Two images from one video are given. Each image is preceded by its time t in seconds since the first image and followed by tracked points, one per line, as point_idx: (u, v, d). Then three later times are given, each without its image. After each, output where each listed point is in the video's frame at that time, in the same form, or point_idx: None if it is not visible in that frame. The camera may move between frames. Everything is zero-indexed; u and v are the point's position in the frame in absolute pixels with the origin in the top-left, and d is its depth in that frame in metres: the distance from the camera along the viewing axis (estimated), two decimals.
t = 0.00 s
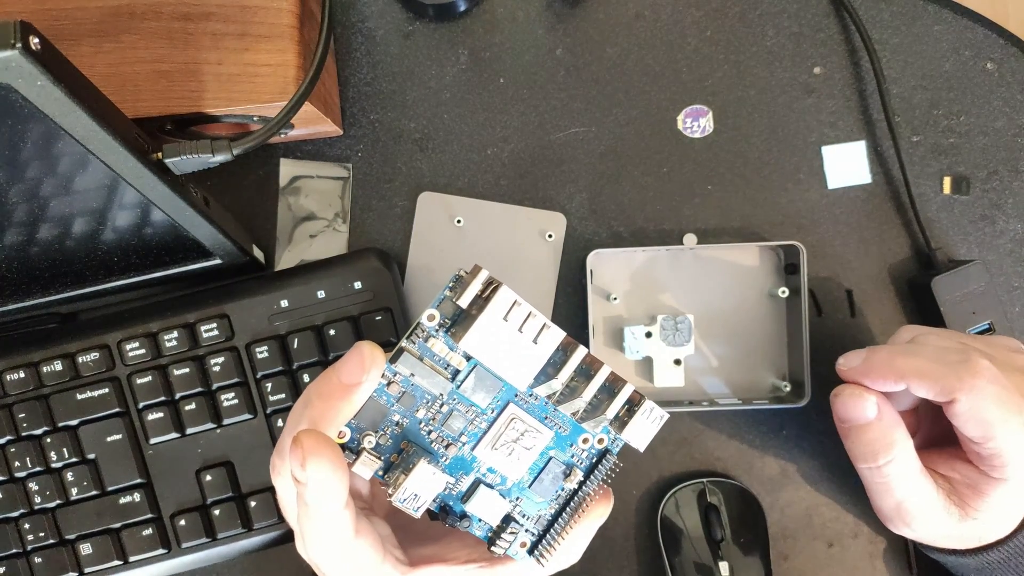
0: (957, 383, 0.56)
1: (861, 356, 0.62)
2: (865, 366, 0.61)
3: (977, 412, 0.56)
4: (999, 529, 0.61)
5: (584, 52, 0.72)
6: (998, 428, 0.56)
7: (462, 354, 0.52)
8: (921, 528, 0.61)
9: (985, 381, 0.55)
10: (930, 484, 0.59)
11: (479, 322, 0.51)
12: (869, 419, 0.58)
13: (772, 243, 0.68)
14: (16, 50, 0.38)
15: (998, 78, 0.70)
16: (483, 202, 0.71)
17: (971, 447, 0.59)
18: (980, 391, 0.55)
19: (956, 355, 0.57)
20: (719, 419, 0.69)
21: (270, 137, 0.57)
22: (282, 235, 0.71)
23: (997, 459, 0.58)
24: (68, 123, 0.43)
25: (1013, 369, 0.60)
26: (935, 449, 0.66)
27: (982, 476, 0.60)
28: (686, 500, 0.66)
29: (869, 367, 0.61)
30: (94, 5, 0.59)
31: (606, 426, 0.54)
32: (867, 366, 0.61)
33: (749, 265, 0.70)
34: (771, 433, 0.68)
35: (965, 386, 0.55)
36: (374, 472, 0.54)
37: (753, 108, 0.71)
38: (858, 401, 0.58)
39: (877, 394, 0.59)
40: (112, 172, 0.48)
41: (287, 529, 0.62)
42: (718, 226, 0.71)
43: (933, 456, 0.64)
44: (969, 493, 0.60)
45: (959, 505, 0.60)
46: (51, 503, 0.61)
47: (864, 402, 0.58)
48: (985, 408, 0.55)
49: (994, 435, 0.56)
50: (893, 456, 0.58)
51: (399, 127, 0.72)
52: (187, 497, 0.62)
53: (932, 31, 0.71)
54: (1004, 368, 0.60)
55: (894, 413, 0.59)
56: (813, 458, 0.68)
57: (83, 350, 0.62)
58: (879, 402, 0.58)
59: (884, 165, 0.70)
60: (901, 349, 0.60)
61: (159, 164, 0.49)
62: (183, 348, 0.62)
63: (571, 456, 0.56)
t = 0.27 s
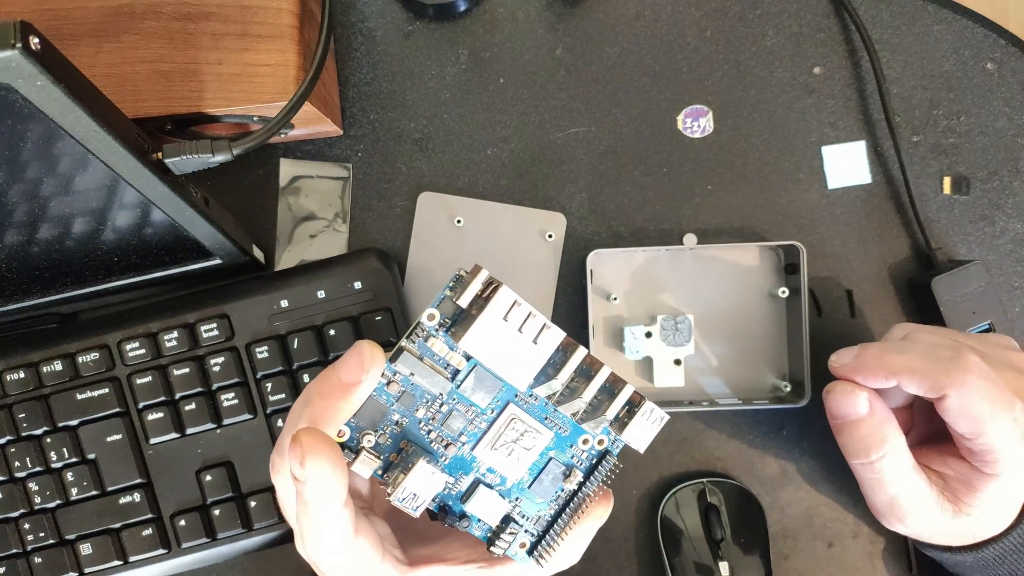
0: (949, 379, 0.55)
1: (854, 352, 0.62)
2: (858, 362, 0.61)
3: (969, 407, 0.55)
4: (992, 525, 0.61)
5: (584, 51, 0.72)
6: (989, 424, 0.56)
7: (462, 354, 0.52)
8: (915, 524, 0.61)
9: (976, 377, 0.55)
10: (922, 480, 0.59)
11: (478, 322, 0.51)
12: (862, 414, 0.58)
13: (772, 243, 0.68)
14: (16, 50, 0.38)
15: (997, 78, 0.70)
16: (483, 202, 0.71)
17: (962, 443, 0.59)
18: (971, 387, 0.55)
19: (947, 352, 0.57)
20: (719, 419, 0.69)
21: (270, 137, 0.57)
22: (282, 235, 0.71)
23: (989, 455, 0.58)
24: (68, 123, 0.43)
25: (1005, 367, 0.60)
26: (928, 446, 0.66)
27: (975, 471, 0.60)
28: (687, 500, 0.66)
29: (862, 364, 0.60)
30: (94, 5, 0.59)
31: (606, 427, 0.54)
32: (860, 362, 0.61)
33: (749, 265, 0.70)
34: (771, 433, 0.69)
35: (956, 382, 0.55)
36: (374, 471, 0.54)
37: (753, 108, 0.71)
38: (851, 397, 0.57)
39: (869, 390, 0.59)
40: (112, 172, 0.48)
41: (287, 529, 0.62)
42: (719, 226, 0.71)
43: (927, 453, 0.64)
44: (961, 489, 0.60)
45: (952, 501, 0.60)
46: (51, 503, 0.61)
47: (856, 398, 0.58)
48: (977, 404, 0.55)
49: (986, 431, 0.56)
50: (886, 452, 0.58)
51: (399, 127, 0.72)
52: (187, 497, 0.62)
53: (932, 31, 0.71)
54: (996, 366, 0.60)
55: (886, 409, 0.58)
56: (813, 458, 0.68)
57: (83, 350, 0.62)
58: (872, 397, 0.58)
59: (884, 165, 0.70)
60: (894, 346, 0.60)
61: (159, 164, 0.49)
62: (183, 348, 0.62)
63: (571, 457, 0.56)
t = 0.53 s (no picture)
0: (949, 377, 0.56)
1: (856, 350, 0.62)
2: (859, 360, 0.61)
3: (970, 405, 0.55)
4: (994, 523, 0.61)
5: (584, 51, 0.72)
6: (990, 421, 0.56)
7: (458, 350, 0.52)
8: (916, 522, 0.61)
9: (977, 375, 0.55)
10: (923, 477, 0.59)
11: (474, 318, 0.51)
12: (863, 412, 0.58)
13: (772, 243, 0.68)
14: (16, 50, 0.38)
15: (997, 78, 0.70)
16: (483, 202, 0.71)
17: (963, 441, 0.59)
18: (972, 385, 0.55)
19: (948, 350, 0.57)
20: (719, 419, 0.69)
21: (270, 137, 0.57)
22: (282, 235, 0.71)
23: (990, 453, 0.58)
24: (68, 123, 0.43)
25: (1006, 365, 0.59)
26: (931, 444, 0.66)
27: (976, 469, 0.60)
28: (687, 500, 0.66)
29: (863, 361, 0.60)
30: (95, 5, 0.59)
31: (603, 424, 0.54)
32: (862, 360, 0.60)
33: (749, 265, 0.70)
34: (771, 433, 0.69)
35: (956, 380, 0.55)
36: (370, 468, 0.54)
37: (753, 108, 0.71)
38: (852, 395, 0.57)
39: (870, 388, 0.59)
40: (112, 172, 0.48)
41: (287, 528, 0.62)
42: (719, 226, 0.71)
43: (928, 451, 0.64)
44: (963, 487, 0.60)
45: (953, 499, 0.60)
46: (51, 503, 0.61)
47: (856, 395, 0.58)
48: (978, 401, 0.55)
49: (986, 429, 0.56)
50: (887, 450, 0.58)
51: (399, 127, 0.72)
52: (187, 497, 0.62)
53: (932, 31, 0.71)
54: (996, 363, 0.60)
55: (887, 406, 0.58)
56: (813, 458, 0.68)
57: (83, 350, 0.62)
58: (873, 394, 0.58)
59: (884, 165, 0.70)
60: (895, 343, 0.60)
61: (159, 164, 0.49)
62: (183, 348, 0.62)
63: (567, 454, 0.56)
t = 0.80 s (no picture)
0: (955, 379, 0.56)
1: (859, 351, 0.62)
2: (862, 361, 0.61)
3: (975, 408, 0.55)
4: (997, 523, 0.61)
5: (584, 52, 0.72)
6: (993, 424, 0.56)
7: (464, 351, 0.52)
8: (919, 523, 0.61)
9: (980, 376, 0.55)
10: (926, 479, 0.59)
11: (480, 319, 0.50)
12: (866, 413, 0.58)
13: (772, 243, 0.68)
14: (16, 50, 0.38)
15: (997, 78, 0.70)
16: (483, 202, 0.71)
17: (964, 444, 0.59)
18: (976, 386, 0.55)
19: (951, 351, 0.57)
20: (719, 419, 0.69)
21: (270, 137, 0.57)
22: (282, 235, 0.71)
23: (993, 454, 0.58)
24: (68, 123, 0.43)
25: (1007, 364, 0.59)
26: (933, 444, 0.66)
27: (979, 470, 0.60)
28: (687, 500, 0.66)
29: (867, 362, 0.60)
30: (95, 5, 0.59)
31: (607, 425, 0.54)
32: (866, 361, 0.60)
33: (749, 265, 0.70)
34: (771, 433, 0.69)
35: (960, 381, 0.56)
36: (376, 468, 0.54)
37: (753, 108, 0.71)
38: (855, 396, 0.58)
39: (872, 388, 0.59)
40: (112, 172, 0.48)
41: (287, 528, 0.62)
42: (719, 226, 0.71)
43: (931, 451, 0.64)
44: (965, 488, 0.60)
45: (956, 500, 0.60)
46: (51, 503, 0.61)
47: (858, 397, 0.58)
48: (983, 404, 0.55)
49: (990, 432, 0.56)
50: (890, 451, 0.58)
51: (399, 127, 0.72)
52: (187, 497, 0.62)
53: (932, 31, 0.71)
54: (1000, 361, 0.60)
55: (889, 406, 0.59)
56: (813, 458, 0.68)
57: (83, 350, 0.62)
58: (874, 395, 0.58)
59: (884, 165, 0.70)
60: (897, 344, 0.60)
61: (159, 164, 0.49)
62: (183, 348, 0.62)
63: (571, 455, 0.56)
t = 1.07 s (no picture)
0: (926, 408, 0.57)
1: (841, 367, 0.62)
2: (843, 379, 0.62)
3: (946, 436, 0.56)
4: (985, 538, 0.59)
5: (584, 52, 0.72)
6: (967, 449, 0.56)
7: (471, 363, 0.51)
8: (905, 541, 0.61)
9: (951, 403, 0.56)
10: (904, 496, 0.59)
11: (487, 331, 0.49)
12: (838, 438, 0.59)
13: (772, 243, 0.68)
14: (16, 50, 0.38)
15: (998, 78, 0.70)
16: (483, 202, 0.71)
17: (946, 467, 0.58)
18: (946, 412, 0.56)
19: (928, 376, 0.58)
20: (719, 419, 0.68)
21: (270, 137, 0.57)
22: (282, 235, 0.71)
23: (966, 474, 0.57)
24: (68, 123, 0.43)
25: (993, 378, 0.58)
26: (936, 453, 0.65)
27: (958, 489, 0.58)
28: (687, 500, 0.66)
29: (846, 382, 0.61)
30: (95, 5, 0.59)
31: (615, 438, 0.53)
32: (843, 381, 0.61)
33: (749, 265, 0.70)
34: (771, 433, 0.68)
35: (931, 409, 0.56)
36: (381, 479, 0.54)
37: (753, 108, 0.71)
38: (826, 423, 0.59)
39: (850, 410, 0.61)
40: (112, 172, 0.48)
41: (287, 528, 0.62)
42: (719, 226, 0.71)
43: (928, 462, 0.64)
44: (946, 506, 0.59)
45: (937, 516, 0.59)
46: (51, 503, 0.61)
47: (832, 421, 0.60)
48: (955, 432, 0.56)
49: (964, 456, 0.56)
50: (861, 474, 0.58)
51: (399, 127, 0.72)
52: (187, 497, 0.62)
53: (932, 31, 0.71)
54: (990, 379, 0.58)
55: (866, 425, 0.60)
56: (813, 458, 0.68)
57: (83, 350, 0.62)
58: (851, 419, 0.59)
59: (884, 165, 0.70)
60: (876, 365, 0.60)
61: (159, 164, 0.49)
62: (183, 348, 0.62)
63: (578, 467, 0.55)
